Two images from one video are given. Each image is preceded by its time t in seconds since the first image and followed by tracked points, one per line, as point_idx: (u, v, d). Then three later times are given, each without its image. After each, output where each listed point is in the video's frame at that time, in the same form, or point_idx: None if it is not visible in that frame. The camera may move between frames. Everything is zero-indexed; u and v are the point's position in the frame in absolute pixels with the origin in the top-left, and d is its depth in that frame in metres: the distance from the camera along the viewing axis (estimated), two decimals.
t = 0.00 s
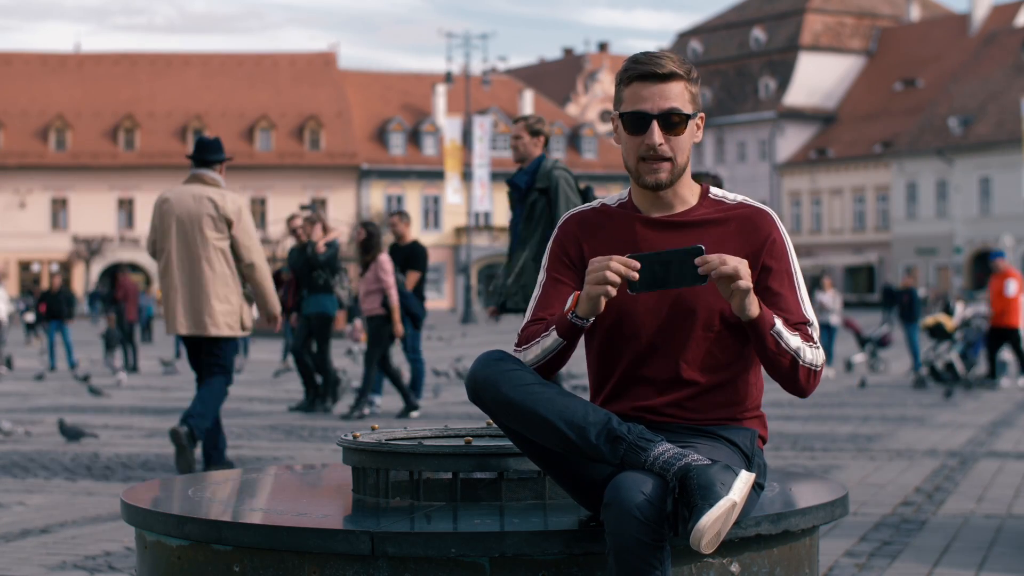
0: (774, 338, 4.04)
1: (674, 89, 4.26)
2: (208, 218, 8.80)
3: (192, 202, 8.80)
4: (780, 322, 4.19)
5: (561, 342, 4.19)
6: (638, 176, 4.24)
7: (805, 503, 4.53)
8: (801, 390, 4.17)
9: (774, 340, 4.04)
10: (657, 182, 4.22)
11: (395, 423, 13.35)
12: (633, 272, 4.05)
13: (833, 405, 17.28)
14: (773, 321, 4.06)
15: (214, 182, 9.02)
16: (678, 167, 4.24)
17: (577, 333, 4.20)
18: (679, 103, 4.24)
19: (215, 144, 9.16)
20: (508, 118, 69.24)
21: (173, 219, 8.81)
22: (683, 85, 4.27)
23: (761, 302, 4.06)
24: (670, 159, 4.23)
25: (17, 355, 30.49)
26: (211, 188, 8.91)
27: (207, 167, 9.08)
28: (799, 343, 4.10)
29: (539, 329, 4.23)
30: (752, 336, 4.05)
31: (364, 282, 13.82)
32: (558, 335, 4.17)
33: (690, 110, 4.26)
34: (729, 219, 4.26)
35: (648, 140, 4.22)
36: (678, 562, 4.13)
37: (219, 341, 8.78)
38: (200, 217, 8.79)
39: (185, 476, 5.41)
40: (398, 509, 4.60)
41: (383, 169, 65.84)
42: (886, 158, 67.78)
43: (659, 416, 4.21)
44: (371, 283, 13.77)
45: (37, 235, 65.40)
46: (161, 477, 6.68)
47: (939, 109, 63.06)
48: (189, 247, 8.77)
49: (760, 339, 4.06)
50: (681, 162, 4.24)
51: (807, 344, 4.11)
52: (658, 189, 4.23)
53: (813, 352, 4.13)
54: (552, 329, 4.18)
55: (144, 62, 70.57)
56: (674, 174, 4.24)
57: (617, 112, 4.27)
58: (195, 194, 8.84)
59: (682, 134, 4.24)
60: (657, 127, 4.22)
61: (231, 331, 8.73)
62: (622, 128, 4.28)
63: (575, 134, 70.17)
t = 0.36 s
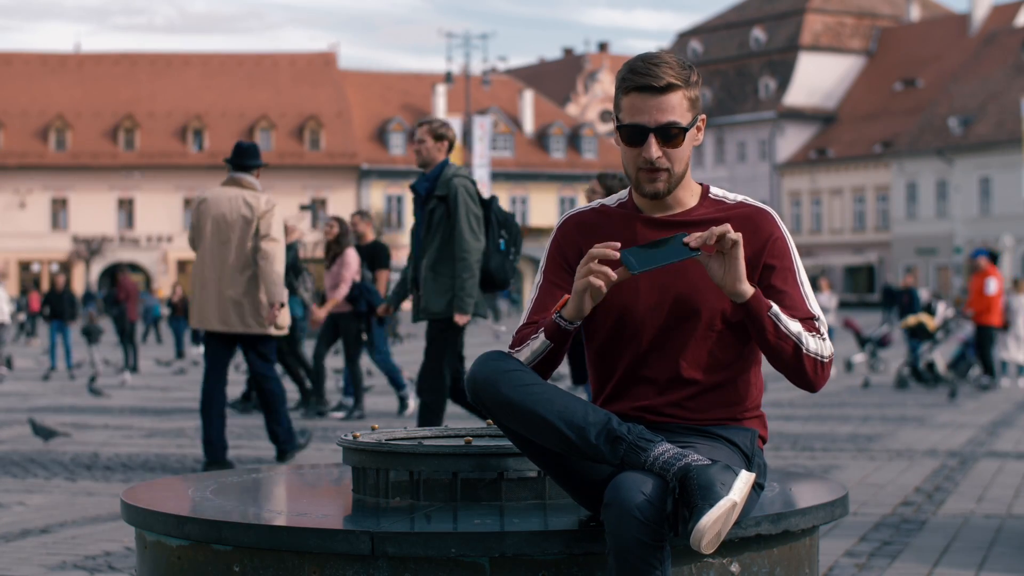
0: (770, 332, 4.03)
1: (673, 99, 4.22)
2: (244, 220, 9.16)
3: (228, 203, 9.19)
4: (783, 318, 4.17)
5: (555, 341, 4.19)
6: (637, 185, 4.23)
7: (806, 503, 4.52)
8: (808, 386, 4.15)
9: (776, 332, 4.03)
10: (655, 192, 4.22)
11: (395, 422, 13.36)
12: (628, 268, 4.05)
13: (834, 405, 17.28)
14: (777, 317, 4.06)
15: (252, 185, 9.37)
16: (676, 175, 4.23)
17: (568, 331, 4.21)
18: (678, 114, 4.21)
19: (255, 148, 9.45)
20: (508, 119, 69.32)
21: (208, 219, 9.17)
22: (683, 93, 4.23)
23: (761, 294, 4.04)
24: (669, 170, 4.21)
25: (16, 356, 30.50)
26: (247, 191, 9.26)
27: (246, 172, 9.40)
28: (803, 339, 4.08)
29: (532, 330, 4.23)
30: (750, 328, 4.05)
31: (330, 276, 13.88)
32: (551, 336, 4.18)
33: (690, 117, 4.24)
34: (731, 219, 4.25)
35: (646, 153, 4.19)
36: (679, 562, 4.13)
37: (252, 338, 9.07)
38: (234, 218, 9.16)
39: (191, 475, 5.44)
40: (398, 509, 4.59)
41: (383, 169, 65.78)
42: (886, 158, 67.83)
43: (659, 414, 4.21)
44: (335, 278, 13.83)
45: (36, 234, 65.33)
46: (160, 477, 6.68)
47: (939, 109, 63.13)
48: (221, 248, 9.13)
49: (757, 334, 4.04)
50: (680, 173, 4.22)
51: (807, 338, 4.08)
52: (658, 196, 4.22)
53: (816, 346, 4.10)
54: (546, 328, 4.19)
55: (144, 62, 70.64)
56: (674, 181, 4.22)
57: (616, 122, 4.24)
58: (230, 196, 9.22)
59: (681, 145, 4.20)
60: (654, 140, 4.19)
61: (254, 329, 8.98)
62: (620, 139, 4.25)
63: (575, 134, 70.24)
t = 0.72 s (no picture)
0: (762, 332, 4.02)
1: (670, 97, 4.22)
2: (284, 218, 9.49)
3: (269, 204, 9.49)
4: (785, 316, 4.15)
5: (548, 330, 4.19)
6: (634, 182, 4.22)
7: (806, 502, 4.52)
8: (804, 387, 4.15)
9: (775, 331, 4.02)
10: (652, 189, 4.21)
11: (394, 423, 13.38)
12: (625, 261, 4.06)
13: (835, 405, 17.29)
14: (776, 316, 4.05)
15: (291, 187, 9.71)
16: (672, 172, 4.22)
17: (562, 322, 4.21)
18: (675, 110, 4.21)
19: (294, 151, 9.75)
20: (508, 119, 69.29)
21: (249, 220, 9.50)
22: (679, 91, 4.24)
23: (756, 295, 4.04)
24: (665, 168, 4.21)
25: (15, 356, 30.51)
26: (286, 193, 9.58)
27: (285, 173, 9.71)
28: (802, 338, 4.07)
29: (523, 320, 4.24)
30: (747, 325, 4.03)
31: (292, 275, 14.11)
32: (540, 326, 4.19)
33: (687, 114, 4.24)
34: (729, 220, 4.26)
35: (643, 150, 4.19)
36: (679, 561, 4.13)
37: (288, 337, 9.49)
38: (275, 218, 9.47)
39: (191, 475, 5.43)
40: (397, 509, 4.60)
41: (383, 169, 65.84)
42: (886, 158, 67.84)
43: (659, 414, 4.21)
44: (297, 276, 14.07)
45: (37, 235, 65.38)
46: (161, 476, 6.68)
47: (939, 109, 63.18)
48: (263, 248, 9.49)
49: (749, 334, 4.03)
50: (676, 170, 4.22)
51: (803, 337, 4.07)
52: (654, 191, 4.22)
53: (812, 345, 4.10)
54: (537, 316, 4.20)
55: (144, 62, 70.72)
56: (669, 179, 4.22)
57: (613, 121, 4.25)
58: (271, 198, 9.53)
59: (678, 142, 4.20)
60: (650, 137, 4.19)
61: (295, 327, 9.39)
62: (617, 135, 4.26)
63: (575, 134, 70.22)
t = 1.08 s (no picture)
0: (754, 336, 4.01)
1: (671, 80, 4.27)
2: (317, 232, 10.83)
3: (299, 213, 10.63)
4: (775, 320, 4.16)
5: (556, 315, 4.18)
6: (636, 162, 4.23)
7: (806, 503, 4.52)
8: (795, 391, 4.15)
9: (765, 334, 4.01)
10: (656, 168, 4.22)
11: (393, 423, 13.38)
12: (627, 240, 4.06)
13: (835, 405, 17.30)
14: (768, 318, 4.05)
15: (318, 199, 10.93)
16: (677, 154, 4.24)
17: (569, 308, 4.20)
18: (676, 92, 4.25)
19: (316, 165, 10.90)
20: (508, 118, 69.20)
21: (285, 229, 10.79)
22: (678, 76, 4.29)
23: (749, 295, 4.03)
24: (671, 147, 4.22)
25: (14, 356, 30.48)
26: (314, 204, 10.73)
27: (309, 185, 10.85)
28: (792, 342, 4.07)
29: (531, 306, 4.24)
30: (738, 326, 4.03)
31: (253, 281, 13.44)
32: (549, 310, 4.18)
33: (687, 100, 4.27)
34: (729, 220, 4.26)
35: (646, 126, 4.21)
36: (679, 562, 4.13)
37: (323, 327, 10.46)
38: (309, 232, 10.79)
39: (190, 475, 5.42)
40: (398, 509, 4.59)
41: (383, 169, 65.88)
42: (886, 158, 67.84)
43: (659, 414, 4.21)
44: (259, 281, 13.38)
45: (37, 235, 65.28)
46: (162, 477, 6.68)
47: (939, 109, 63.17)
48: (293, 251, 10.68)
49: (741, 334, 4.03)
50: (681, 152, 4.23)
51: (792, 342, 4.07)
52: (657, 175, 4.22)
53: (803, 351, 4.09)
54: (545, 300, 4.19)
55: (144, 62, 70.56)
56: (675, 160, 4.23)
57: (618, 104, 4.28)
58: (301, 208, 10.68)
59: (680, 122, 4.23)
60: (654, 116, 4.22)
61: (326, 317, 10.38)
62: (619, 122, 4.29)
63: (575, 134, 70.07)
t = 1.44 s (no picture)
0: (751, 348, 4.02)
1: (677, 90, 4.26)
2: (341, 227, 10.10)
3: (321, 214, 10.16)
4: (771, 328, 4.18)
5: (564, 337, 4.18)
6: (638, 174, 4.24)
7: (805, 503, 4.52)
8: (792, 397, 4.16)
9: (763, 349, 4.02)
10: (658, 180, 4.22)
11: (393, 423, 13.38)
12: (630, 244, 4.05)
13: (835, 405, 17.30)
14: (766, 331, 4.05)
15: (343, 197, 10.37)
16: (681, 166, 4.24)
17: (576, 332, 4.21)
18: (682, 106, 4.24)
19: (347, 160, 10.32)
20: (508, 118, 69.02)
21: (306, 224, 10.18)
22: (686, 85, 4.27)
23: (745, 313, 4.05)
24: (674, 160, 4.23)
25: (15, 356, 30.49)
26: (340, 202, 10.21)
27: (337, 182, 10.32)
28: (789, 353, 4.08)
29: (538, 325, 4.24)
30: (736, 340, 4.04)
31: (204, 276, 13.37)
32: (556, 332, 4.18)
33: (693, 112, 4.26)
34: (730, 223, 4.25)
35: (650, 140, 4.22)
36: (679, 562, 4.13)
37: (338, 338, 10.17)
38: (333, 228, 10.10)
39: (188, 475, 5.41)
40: (398, 510, 4.60)
41: (383, 169, 65.92)
42: (886, 158, 67.83)
43: (658, 415, 4.21)
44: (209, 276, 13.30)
45: (37, 235, 65.32)
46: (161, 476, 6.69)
47: (939, 109, 63.19)
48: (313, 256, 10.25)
49: (739, 344, 4.03)
50: (685, 165, 4.23)
51: (788, 355, 4.08)
52: (659, 188, 4.22)
53: (799, 361, 4.11)
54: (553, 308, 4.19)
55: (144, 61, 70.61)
56: (678, 173, 4.24)
57: (622, 111, 4.28)
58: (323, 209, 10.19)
59: (685, 134, 4.23)
60: (659, 129, 4.22)
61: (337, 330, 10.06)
62: (623, 129, 4.28)
63: (575, 134, 70.10)
